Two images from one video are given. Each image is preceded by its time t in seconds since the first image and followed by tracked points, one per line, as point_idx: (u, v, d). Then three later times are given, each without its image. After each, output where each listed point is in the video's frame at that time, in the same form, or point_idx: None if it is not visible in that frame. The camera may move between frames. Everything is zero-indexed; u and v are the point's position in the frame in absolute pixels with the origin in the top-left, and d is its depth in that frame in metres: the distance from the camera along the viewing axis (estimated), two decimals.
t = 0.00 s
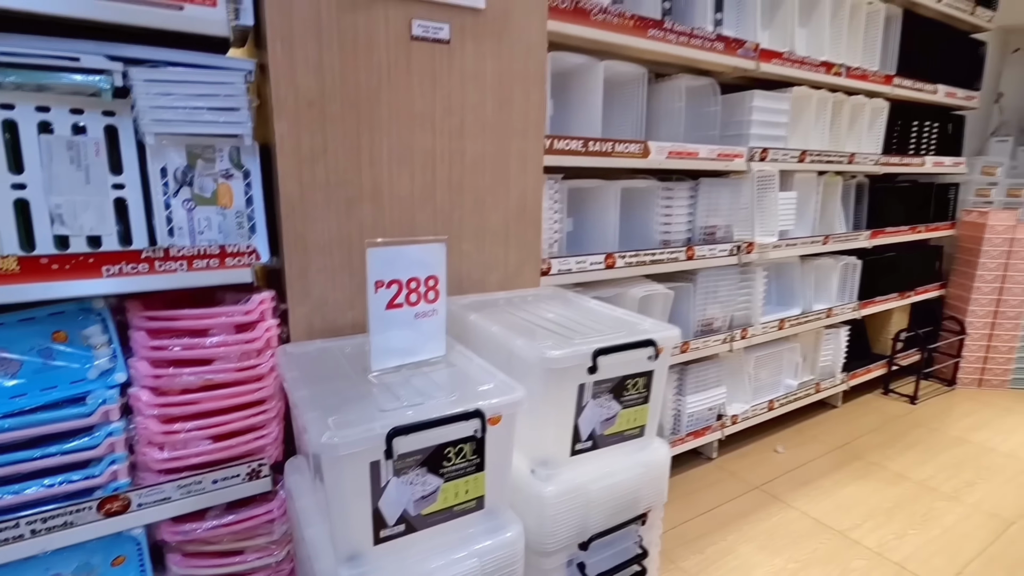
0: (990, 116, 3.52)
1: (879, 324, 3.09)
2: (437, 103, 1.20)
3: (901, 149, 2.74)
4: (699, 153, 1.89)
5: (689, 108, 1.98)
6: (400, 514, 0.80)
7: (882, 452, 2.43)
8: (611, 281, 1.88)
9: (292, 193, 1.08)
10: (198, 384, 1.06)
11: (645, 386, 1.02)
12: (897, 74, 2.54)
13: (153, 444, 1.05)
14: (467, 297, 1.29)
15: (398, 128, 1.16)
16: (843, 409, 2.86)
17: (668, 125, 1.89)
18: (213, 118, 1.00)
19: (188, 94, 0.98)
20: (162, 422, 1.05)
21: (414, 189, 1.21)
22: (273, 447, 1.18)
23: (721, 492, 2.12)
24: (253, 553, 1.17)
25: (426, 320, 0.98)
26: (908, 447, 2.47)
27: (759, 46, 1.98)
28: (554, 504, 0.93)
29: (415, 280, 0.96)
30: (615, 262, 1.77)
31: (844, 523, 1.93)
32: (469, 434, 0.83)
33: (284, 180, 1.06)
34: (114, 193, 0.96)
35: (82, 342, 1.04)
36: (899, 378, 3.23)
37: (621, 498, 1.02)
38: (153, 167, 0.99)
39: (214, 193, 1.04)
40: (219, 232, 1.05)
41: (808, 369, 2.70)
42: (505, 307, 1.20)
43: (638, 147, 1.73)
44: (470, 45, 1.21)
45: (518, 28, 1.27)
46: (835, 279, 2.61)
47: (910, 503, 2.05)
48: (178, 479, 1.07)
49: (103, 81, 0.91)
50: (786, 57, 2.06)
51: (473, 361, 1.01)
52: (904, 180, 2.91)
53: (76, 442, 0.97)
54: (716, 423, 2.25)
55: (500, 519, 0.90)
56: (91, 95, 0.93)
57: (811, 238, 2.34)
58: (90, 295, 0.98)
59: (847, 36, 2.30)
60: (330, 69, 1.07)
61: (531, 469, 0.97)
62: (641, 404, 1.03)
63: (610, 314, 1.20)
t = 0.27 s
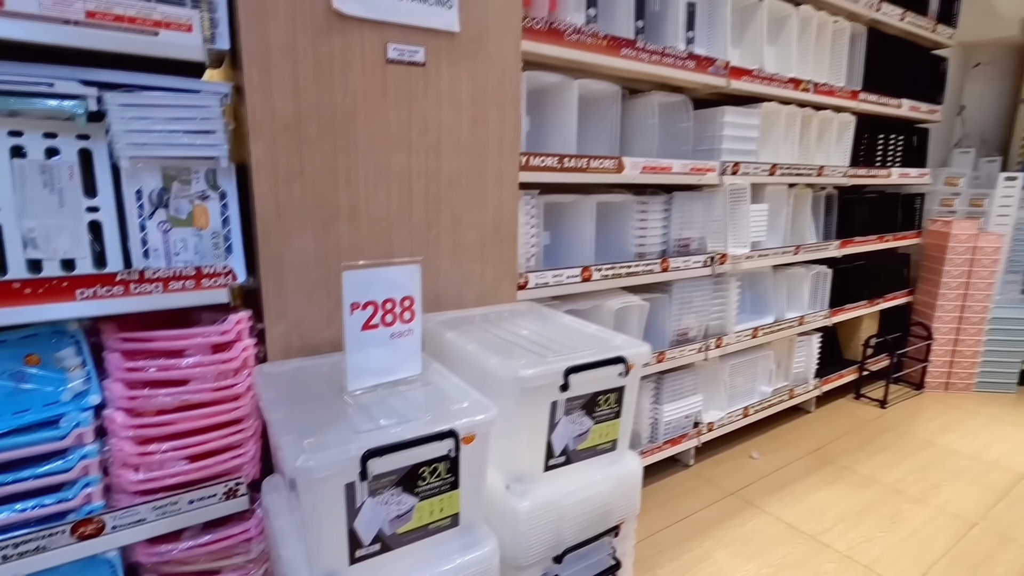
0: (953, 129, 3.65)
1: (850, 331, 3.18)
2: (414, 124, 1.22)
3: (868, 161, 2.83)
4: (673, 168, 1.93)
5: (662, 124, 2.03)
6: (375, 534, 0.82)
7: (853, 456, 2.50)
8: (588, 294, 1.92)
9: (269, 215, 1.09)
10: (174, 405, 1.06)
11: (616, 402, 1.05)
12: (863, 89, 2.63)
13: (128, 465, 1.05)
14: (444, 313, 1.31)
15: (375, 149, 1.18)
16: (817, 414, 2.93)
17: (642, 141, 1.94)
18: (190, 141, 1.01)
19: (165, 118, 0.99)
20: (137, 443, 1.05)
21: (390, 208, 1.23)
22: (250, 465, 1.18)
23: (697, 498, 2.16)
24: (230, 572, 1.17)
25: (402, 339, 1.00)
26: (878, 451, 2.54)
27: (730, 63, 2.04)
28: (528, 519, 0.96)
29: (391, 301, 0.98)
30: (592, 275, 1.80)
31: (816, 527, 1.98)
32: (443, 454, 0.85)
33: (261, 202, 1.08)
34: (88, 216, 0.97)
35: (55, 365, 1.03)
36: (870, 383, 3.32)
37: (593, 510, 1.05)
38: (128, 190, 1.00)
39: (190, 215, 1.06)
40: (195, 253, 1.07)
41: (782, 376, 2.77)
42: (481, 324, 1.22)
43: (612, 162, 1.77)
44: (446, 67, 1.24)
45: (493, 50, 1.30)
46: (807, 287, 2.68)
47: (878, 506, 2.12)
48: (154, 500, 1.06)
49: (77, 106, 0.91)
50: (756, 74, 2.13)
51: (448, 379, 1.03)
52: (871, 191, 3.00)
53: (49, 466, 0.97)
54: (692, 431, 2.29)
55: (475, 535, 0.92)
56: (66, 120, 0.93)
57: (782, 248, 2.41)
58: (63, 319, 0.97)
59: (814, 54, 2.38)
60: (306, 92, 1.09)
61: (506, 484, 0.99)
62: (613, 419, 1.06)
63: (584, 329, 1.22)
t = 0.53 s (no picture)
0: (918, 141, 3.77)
1: (822, 338, 3.25)
2: (386, 146, 1.23)
3: (837, 174, 2.91)
4: (646, 183, 1.97)
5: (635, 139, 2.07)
6: (345, 558, 0.82)
7: (825, 462, 2.55)
8: (563, 307, 1.94)
9: (240, 237, 1.09)
10: (143, 429, 1.06)
11: (586, 419, 1.07)
12: (830, 105, 2.71)
13: (95, 491, 1.04)
14: (418, 331, 1.32)
15: (347, 170, 1.19)
16: (791, 421, 2.99)
17: (616, 156, 1.97)
18: (159, 164, 1.01)
19: (134, 142, 0.99)
20: (105, 469, 1.04)
21: (363, 228, 1.24)
22: (222, 487, 1.17)
23: (674, 507, 2.19)
24: None
25: (374, 361, 1.00)
26: (849, 456, 2.60)
27: (700, 81, 2.09)
28: (499, 538, 0.97)
29: (362, 323, 0.99)
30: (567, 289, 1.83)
31: (788, 534, 2.02)
32: (413, 476, 0.86)
33: (232, 224, 1.08)
34: (55, 241, 0.96)
35: (20, 390, 1.03)
36: (842, 389, 3.39)
37: (565, 527, 1.06)
38: (96, 214, 0.99)
39: (160, 238, 1.05)
40: (165, 276, 1.06)
41: (756, 384, 2.82)
42: (454, 343, 1.23)
43: (586, 178, 1.80)
44: (418, 90, 1.25)
45: (465, 72, 1.32)
46: (779, 297, 2.74)
47: (849, 512, 2.17)
48: (123, 525, 1.05)
49: (44, 131, 0.90)
50: (726, 91, 2.18)
51: (420, 400, 1.04)
52: (840, 203, 3.09)
53: (13, 494, 0.94)
54: (669, 440, 2.32)
55: (447, 555, 0.93)
56: (31, 144, 0.92)
57: (754, 259, 2.46)
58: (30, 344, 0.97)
59: (782, 71, 2.45)
60: (278, 115, 1.10)
61: (478, 504, 1.00)
62: (583, 437, 1.08)
63: (555, 347, 1.24)
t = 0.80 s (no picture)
0: (887, 152, 3.87)
1: (797, 346, 3.31)
2: (356, 162, 1.23)
3: (808, 185, 2.97)
4: (620, 196, 1.99)
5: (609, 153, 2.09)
6: None
7: (800, 468, 2.59)
8: (539, 319, 1.94)
9: (205, 255, 1.08)
10: (104, 453, 1.03)
11: (557, 437, 1.07)
12: (801, 117, 2.77)
13: (53, 518, 1.00)
14: (390, 348, 1.31)
15: (316, 187, 1.18)
16: (767, 427, 3.03)
17: (591, 169, 1.99)
18: (120, 183, 0.99)
19: (93, 161, 0.96)
20: (64, 494, 1.01)
21: (333, 245, 1.22)
22: (187, 510, 1.15)
23: (651, 517, 2.20)
24: None
25: (341, 381, 0.99)
26: (824, 463, 2.64)
27: (673, 95, 2.12)
28: (469, 559, 0.96)
29: (329, 343, 0.98)
30: (542, 301, 1.83)
31: (763, 542, 2.04)
32: (379, 500, 0.85)
33: (197, 243, 1.06)
34: (10, 262, 0.93)
35: None
36: (817, 395, 3.45)
37: (536, 545, 1.06)
38: (54, 234, 0.97)
39: (121, 257, 1.03)
40: (126, 295, 1.04)
41: (732, 392, 2.85)
42: (426, 360, 1.22)
43: (560, 192, 1.81)
44: (389, 107, 1.25)
45: (437, 89, 1.33)
46: (754, 306, 2.78)
47: (822, 518, 2.20)
48: (82, 552, 1.02)
49: None
50: (699, 104, 2.21)
51: (389, 419, 1.03)
52: (812, 213, 3.15)
53: None
54: (646, 450, 2.34)
55: None
56: None
57: (728, 269, 2.50)
58: None
59: (754, 84, 2.49)
60: (244, 132, 1.08)
61: (447, 524, 0.99)
62: (554, 454, 1.08)
63: (527, 363, 1.25)
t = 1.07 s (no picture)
0: (861, 162, 3.95)
1: (775, 354, 3.34)
2: (326, 179, 1.21)
3: (784, 195, 3.02)
4: (597, 209, 1.99)
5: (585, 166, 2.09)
6: None
7: (778, 477, 2.60)
8: (516, 332, 1.94)
9: (168, 276, 1.05)
10: (60, 482, 0.99)
11: (529, 458, 1.06)
12: (775, 129, 2.81)
13: (5, 551, 0.96)
14: (362, 367, 1.29)
15: (284, 205, 1.16)
16: (746, 435, 3.05)
17: (567, 183, 1.99)
18: (80, 204, 0.96)
19: (49, 181, 0.93)
20: (17, 526, 0.96)
21: (302, 263, 1.21)
22: (150, 538, 1.11)
23: (631, 529, 2.20)
24: None
25: (308, 406, 0.97)
26: (801, 471, 2.67)
27: (649, 108, 2.13)
28: None
29: (295, 367, 0.96)
30: (519, 315, 1.82)
31: (742, 553, 2.05)
32: (344, 530, 0.83)
33: (159, 264, 1.04)
34: None
35: None
36: (795, 402, 3.49)
37: (509, 569, 1.05)
38: (7, 257, 0.93)
39: (79, 278, 1.00)
40: (85, 318, 1.01)
41: (712, 401, 2.86)
42: (397, 380, 1.21)
43: (537, 206, 1.80)
44: (359, 123, 1.24)
45: (409, 105, 1.31)
46: (732, 315, 2.80)
47: (800, 528, 2.22)
48: None
49: None
50: (675, 117, 2.23)
51: (358, 443, 1.01)
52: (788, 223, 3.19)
53: None
54: (626, 461, 2.33)
55: None
56: None
57: (706, 280, 2.52)
58: None
59: (729, 97, 2.53)
60: (209, 151, 1.06)
61: (417, 549, 0.98)
62: (526, 475, 1.07)
63: (500, 382, 1.24)
